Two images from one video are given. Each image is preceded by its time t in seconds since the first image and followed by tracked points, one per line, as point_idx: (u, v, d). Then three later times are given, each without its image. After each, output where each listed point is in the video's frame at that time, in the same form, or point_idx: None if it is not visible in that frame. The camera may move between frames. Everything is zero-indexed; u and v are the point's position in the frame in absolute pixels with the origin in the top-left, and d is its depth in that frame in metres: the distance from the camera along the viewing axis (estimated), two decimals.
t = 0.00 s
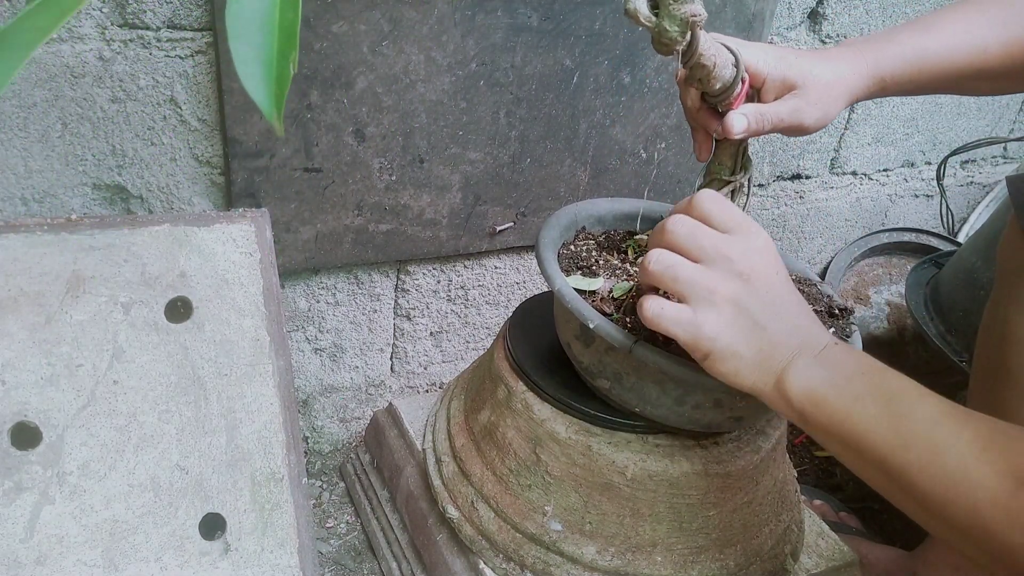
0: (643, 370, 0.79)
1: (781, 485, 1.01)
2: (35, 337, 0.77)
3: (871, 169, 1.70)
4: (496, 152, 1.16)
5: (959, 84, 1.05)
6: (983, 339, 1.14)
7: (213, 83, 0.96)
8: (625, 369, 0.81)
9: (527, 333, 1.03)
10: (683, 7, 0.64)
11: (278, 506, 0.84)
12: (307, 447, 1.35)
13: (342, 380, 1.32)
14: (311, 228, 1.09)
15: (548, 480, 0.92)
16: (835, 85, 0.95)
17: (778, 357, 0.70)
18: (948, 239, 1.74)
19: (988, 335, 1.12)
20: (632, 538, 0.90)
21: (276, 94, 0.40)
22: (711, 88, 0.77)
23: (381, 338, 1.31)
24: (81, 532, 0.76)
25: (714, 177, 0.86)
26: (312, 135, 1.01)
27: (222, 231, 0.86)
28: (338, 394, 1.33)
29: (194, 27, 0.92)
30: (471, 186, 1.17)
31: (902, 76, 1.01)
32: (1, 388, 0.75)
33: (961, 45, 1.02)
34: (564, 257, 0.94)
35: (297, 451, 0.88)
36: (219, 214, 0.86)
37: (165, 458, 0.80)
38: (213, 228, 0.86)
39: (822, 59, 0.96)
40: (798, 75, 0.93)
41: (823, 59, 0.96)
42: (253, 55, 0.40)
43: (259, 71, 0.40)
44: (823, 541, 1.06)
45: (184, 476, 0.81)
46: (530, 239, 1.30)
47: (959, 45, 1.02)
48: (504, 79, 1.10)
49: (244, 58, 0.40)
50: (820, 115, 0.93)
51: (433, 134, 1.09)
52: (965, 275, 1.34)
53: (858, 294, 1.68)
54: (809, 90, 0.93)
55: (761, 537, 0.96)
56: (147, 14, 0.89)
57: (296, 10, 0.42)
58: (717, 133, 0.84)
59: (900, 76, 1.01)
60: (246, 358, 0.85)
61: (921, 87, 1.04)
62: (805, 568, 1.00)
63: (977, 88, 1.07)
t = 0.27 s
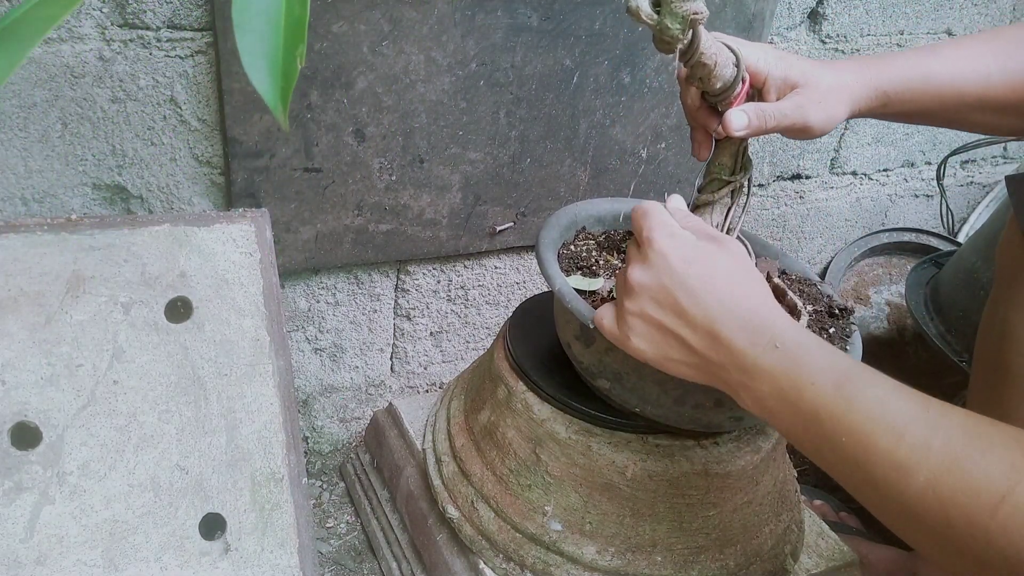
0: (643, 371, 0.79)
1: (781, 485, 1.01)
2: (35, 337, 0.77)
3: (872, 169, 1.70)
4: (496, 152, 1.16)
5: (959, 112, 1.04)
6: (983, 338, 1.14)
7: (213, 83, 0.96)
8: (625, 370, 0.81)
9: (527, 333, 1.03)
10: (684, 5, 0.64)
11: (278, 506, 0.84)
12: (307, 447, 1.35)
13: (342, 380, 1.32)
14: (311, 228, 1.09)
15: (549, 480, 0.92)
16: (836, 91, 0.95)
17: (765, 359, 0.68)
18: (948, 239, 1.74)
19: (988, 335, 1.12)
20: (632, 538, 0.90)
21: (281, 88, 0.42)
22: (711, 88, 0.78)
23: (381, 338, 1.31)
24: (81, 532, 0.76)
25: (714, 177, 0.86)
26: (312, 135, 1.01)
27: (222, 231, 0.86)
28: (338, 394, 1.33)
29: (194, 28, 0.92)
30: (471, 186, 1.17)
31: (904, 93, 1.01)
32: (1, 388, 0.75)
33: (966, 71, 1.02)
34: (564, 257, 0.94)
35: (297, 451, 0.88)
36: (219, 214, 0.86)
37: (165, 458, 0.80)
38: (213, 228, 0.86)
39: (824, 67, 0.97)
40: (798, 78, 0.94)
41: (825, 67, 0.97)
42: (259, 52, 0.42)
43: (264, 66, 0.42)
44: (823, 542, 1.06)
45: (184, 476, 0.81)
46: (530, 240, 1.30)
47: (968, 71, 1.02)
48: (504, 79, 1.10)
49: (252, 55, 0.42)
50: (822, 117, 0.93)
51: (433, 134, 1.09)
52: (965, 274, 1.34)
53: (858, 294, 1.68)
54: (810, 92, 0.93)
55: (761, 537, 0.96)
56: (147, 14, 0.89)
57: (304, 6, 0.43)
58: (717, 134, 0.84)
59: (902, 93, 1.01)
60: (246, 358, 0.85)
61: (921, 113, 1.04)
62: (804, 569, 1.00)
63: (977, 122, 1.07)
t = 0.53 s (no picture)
0: (643, 370, 0.79)
1: (781, 485, 1.01)
2: (34, 337, 0.77)
3: (871, 170, 1.70)
4: (496, 152, 1.16)
5: (958, 129, 1.04)
6: (983, 338, 1.14)
7: (213, 83, 0.96)
8: (625, 369, 0.81)
9: (526, 334, 1.03)
10: (676, 3, 0.64)
11: (278, 506, 0.84)
12: (307, 447, 1.35)
13: (342, 380, 1.32)
14: (310, 228, 1.09)
15: (549, 480, 0.92)
16: (835, 94, 0.95)
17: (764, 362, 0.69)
18: (948, 239, 1.74)
19: (988, 336, 1.12)
20: (632, 538, 0.90)
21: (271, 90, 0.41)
22: (706, 86, 0.78)
23: (381, 338, 1.31)
24: (82, 532, 0.76)
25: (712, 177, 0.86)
26: (312, 135, 1.01)
27: (222, 231, 0.86)
28: (338, 394, 1.33)
29: (194, 28, 0.92)
30: (471, 186, 1.17)
31: (904, 104, 1.01)
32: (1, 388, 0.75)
33: (968, 89, 1.03)
34: (563, 257, 0.94)
35: (297, 451, 0.88)
36: (219, 215, 0.86)
37: (165, 458, 0.80)
38: (212, 228, 0.86)
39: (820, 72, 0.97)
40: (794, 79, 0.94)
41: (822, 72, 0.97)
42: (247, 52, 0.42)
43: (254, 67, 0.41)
44: (823, 542, 1.06)
45: (185, 476, 0.81)
46: (530, 240, 1.30)
47: (970, 88, 1.03)
48: (504, 79, 1.10)
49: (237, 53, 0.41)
50: (819, 117, 0.93)
51: (433, 134, 1.09)
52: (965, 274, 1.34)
53: (858, 294, 1.68)
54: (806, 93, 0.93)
55: (761, 537, 0.96)
56: (147, 14, 0.89)
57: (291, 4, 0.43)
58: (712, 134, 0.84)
59: (902, 103, 1.01)
60: (246, 358, 0.85)
61: (920, 128, 1.04)
62: (805, 569, 1.00)
63: (977, 144, 1.06)
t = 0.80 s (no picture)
0: (642, 370, 0.79)
1: (781, 485, 1.01)
2: (35, 337, 0.77)
3: (871, 170, 1.70)
4: (497, 152, 1.16)
5: (958, 131, 1.03)
6: (982, 338, 1.14)
7: (213, 83, 0.96)
8: (624, 369, 0.81)
9: (525, 335, 1.03)
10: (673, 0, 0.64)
11: (278, 506, 0.84)
12: (307, 447, 1.35)
13: (341, 380, 1.32)
14: (311, 228, 1.09)
15: (548, 480, 0.92)
16: (834, 96, 0.96)
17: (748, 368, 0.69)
18: (948, 239, 1.74)
19: (987, 335, 1.12)
20: (632, 538, 0.90)
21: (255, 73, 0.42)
22: (703, 85, 0.78)
23: (381, 337, 1.31)
24: (82, 533, 0.76)
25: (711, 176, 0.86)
26: (312, 135, 1.01)
27: (222, 231, 0.86)
28: (338, 394, 1.33)
29: (194, 27, 0.92)
30: (471, 186, 1.17)
31: (903, 106, 1.01)
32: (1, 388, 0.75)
33: (967, 91, 1.03)
34: (562, 258, 0.94)
35: (297, 451, 0.88)
36: (220, 215, 0.86)
37: (165, 458, 0.80)
38: (213, 228, 0.86)
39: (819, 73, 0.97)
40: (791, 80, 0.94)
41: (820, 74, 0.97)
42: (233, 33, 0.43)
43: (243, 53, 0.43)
44: (823, 542, 1.06)
45: (185, 476, 0.81)
46: (530, 240, 1.30)
47: (969, 91, 1.03)
48: (504, 79, 1.10)
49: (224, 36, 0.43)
50: (818, 117, 0.93)
51: (433, 134, 1.09)
52: (965, 274, 1.34)
53: (858, 294, 1.68)
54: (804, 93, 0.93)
55: (761, 537, 0.96)
56: (147, 14, 0.89)
57: None
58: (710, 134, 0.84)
59: (902, 105, 1.01)
60: (246, 358, 0.85)
61: (920, 131, 1.04)
62: (804, 569, 1.00)
63: (976, 146, 1.06)
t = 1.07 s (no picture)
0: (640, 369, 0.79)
1: (781, 486, 1.01)
2: (35, 338, 0.77)
3: (871, 169, 1.70)
4: (497, 152, 1.16)
5: (957, 130, 1.04)
6: (982, 338, 1.14)
7: (213, 83, 0.96)
8: (623, 369, 0.81)
9: (524, 335, 1.03)
10: None
11: (277, 506, 0.84)
12: (307, 447, 1.35)
13: (341, 380, 1.32)
14: (310, 228, 1.09)
15: (549, 480, 0.92)
16: (832, 95, 0.96)
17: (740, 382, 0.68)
18: (948, 239, 1.74)
19: (987, 335, 1.12)
20: (632, 538, 0.90)
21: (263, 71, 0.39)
22: (702, 85, 0.78)
23: (381, 338, 1.31)
24: (82, 533, 0.76)
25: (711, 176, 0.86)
26: (312, 135, 1.01)
27: (223, 231, 0.86)
28: (338, 394, 1.33)
29: (194, 27, 0.92)
30: (471, 186, 1.17)
31: (902, 104, 1.01)
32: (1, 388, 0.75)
33: (966, 90, 1.03)
34: (561, 258, 0.93)
35: (297, 450, 0.88)
36: (220, 215, 0.86)
37: (165, 458, 0.80)
38: (213, 228, 0.86)
39: (817, 72, 0.97)
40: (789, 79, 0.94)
41: (818, 74, 0.97)
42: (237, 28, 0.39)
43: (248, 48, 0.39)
44: (823, 542, 1.06)
45: (184, 476, 0.81)
46: (530, 240, 1.30)
47: (969, 90, 1.03)
48: (504, 79, 1.10)
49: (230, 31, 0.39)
50: (816, 116, 0.93)
51: (433, 134, 1.09)
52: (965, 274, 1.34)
53: (858, 294, 1.68)
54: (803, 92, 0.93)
55: (761, 537, 0.96)
56: (147, 14, 0.89)
57: None
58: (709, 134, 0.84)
59: (902, 105, 1.01)
60: (246, 358, 0.85)
61: (920, 130, 1.04)
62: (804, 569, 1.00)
63: (976, 145, 1.06)
